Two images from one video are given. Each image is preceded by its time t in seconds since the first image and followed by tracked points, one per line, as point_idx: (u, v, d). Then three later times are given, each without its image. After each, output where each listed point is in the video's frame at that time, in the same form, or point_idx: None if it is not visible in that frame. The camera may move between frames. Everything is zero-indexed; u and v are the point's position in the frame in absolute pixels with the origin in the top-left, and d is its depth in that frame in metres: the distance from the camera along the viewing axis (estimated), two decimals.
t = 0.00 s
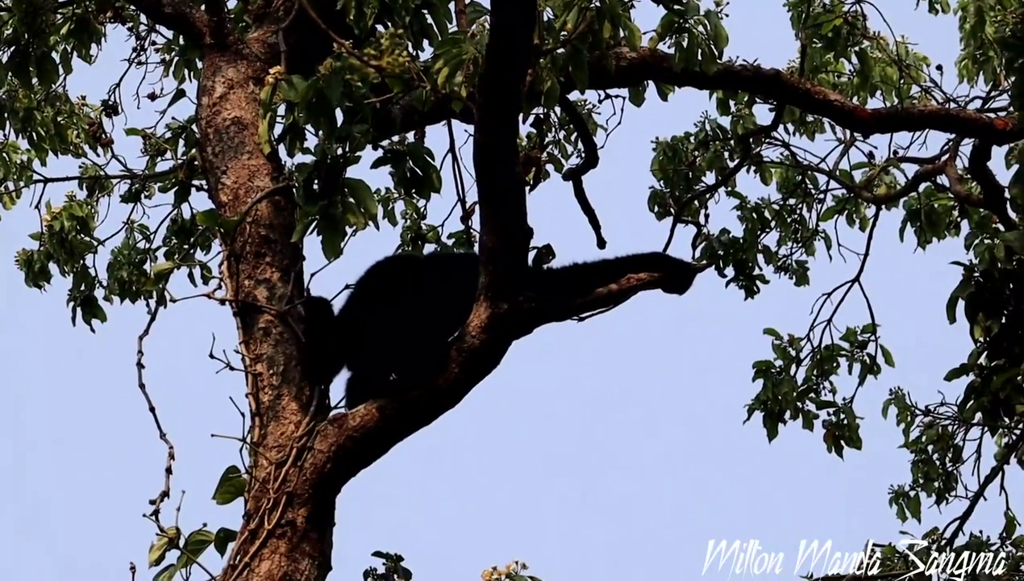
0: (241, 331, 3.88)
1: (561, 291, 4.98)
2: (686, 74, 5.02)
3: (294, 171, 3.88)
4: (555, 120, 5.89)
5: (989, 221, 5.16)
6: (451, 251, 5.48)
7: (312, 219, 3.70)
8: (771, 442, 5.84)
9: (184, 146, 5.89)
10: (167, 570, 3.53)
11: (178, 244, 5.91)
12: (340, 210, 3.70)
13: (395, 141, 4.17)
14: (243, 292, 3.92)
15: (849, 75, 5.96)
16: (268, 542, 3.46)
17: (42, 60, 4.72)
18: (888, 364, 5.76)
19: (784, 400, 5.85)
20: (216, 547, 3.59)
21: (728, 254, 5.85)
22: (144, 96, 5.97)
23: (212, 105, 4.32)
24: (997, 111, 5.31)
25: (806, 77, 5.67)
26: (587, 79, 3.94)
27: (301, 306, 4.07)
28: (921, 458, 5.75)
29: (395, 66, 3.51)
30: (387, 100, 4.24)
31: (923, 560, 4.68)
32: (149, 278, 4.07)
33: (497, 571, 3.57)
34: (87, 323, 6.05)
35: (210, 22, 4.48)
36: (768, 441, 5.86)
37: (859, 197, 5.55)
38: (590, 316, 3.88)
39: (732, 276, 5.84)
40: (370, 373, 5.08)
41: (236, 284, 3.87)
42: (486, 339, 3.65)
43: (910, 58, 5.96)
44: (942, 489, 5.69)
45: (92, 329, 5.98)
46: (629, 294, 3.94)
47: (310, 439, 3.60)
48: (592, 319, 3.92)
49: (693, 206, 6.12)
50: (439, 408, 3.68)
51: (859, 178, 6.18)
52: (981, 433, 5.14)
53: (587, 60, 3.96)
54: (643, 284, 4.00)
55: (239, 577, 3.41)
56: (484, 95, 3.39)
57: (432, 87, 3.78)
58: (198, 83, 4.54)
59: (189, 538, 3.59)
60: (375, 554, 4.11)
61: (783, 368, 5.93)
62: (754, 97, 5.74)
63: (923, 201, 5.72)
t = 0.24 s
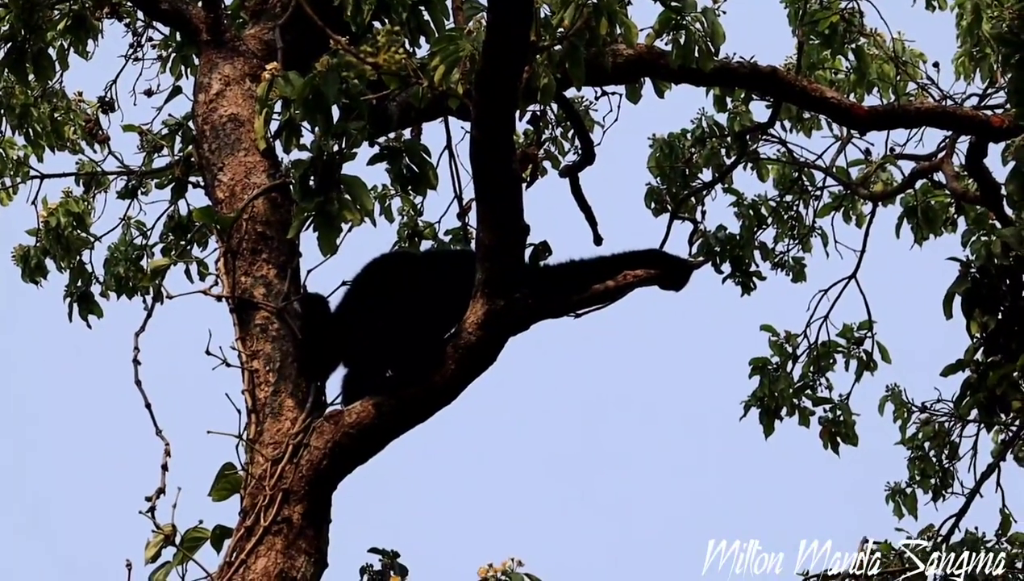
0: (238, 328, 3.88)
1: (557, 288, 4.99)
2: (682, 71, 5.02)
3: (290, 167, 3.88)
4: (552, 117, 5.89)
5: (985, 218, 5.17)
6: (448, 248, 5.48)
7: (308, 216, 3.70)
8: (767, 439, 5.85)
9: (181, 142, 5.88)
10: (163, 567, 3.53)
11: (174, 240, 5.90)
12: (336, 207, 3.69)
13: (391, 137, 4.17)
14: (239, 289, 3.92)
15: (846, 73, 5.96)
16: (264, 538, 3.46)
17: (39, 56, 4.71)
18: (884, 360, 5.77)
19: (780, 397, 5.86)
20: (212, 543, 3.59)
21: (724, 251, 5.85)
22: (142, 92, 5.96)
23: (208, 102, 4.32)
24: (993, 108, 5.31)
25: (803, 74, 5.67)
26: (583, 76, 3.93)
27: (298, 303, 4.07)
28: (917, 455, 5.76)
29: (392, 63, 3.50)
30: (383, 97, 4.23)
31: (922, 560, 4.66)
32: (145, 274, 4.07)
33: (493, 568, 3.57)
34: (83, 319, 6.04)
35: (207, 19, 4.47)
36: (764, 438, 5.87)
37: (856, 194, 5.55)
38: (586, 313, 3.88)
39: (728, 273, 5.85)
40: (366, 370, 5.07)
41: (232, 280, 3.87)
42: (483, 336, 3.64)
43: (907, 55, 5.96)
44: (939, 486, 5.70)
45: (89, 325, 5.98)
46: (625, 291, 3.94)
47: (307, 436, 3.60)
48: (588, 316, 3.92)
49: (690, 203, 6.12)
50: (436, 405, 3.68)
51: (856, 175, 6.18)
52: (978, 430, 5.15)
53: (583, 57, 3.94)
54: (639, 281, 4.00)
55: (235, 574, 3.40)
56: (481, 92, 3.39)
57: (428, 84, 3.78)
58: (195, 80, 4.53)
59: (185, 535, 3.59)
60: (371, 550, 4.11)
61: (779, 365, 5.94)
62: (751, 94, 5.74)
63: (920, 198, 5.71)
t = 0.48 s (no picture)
0: (233, 324, 3.88)
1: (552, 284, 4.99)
2: (677, 67, 5.02)
3: (285, 163, 3.87)
4: (547, 113, 5.89)
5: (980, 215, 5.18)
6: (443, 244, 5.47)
7: (303, 212, 3.70)
8: (762, 434, 5.86)
9: (176, 138, 5.87)
10: (158, 562, 3.53)
11: (170, 236, 5.90)
12: (330, 203, 3.69)
13: (385, 133, 4.16)
14: (234, 285, 3.91)
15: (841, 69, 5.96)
16: (259, 534, 3.46)
17: (34, 51, 4.70)
18: (879, 356, 5.78)
19: (776, 393, 5.87)
20: (207, 539, 3.59)
21: (720, 247, 5.86)
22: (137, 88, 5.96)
23: (203, 98, 4.32)
24: (988, 104, 5.32)
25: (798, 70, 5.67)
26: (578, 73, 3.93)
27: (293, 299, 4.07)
28: (912, 451, 5.77)
29: (387, 60, 3.58)
30: (378, 93, 4.23)
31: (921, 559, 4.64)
32: (140, 270, 4.06)
33: (488, 563, 3.56)
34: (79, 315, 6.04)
35: (201, 15, 4.46)
36: (759, 434, 5.88)
37: (851, 190, 5.56)
38: (581, 309, 3.89)
39: (724, 269, 5.86)
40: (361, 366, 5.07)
41: (227, 276, 3.87)
42: (478, 332, 3.65)
43: (902, 51, 5.96)
44: (933, 482, 5.71)
45: (84, 321, 5.98)
46: (620, 287, 3.94)
47: (302, 432, 3.61)
48: (583, 312, 3.92)
49: (685, 199, 6.13)
50: (431, 401, 3.68)
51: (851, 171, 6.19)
52: (973, 425, 5.16)
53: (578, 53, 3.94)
54: (634, 277, 4.00)
55: (230, 570, 3.41)
56: (476, 88, 3.39)
57: (423, 80, 3.78)
58: (190, 76, 4.53)
59: (180, 531, 3.59)
60: (366, 545, 4.12)
61: (774, 361, 5.95)
62: (746, 90, 5.75)
63: (915, 193, 5.70)
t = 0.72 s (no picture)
0: (229, 319, 3.88)
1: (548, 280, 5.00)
2: (673, 63, 5.02)
3: (281, 159, 3.87)
4: (543, 108, 5.89)
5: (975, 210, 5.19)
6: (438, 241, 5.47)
7: (299, 207, 3.70)
8: (759, 430, 5.87)
9: (172, 134, 5.87)
10: (154, 558, 3.54)
11: (166, 231, 5.90)
12: (327, 198, 3.69)
13: (381, 128, 4.16)
14: (230, 281, 3.91)
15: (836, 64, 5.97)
16: (255, 530, 3.47)
17: (30, 47, 4.69)
18: (875, 352, 5.79)
19: (772, 389, 5.88)
20: (203, 535, 3.59)
21: (716, 243, 5.87)
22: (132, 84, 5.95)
23: (199, 94, 4.32)
24: (984, 100, 5.33)
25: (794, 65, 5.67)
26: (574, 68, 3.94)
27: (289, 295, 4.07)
28: (909, 447, 5.79)
29: (381, 56, 3.49)
30: (374, 89, 4.23)
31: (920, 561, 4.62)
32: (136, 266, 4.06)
33: (483, 559, 3.55)
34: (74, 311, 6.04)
35: (197, 11, 4.46)
36: (756, 430, 5.89)
37: (847, 185, 5.57)
38: (577, 305, 3.89)
39: (720, 265, 5.86)
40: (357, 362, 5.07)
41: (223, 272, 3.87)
42: (474, 328, 3.65)
43: (898, 47, 5.97)
44: (930, 478, 5.72)
45: (80, 317, 5.98)
46: (616, 282, 3.95)
47: (298, 428, 3.61)
48: (579, 308, 3.92)
49: (680, 195, 6.13)
50: (427, 397, 3.69)
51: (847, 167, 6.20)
52: (969, 421, 5.17)
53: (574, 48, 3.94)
54: (630, 273, 4.01)
55: (227, 566, 3.41)
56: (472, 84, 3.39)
57: (419, 75, 3.79)
58: (186, 72, 4.53)
59: (176, 527, 3.60)
60: (361, 540, 4.12)
61: (770, 357, 5.96)
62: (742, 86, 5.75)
63: (910, 188, 5.72)
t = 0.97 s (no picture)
0: (223, 310, 3.88)
1: (541, 269, 5.00)
2: (667, 52, 5.02)
3: (275, 149, 3.87)
4: (537, 98, 5.89)
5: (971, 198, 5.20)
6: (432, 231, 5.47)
7: (293, 197, 3.69)
8: (753, 420, 5.88)
9: (166, 124, 5.86)
10: (149, 548, 3.54)
11: (160, 222, 5.89)
12: (321, 188, 3.69)
13: (375, 118, 4.16)
14: (224, 271, 3.91)
15: (830, 54, 5.97)
16: (249, 520, 3.47)
17: (23, 38, 4.68)
18: (869, 342, 5.81)
19: (766, 378, 5.89)
20: (197, 525, 3.60)
21: (710, 232, 5.88)
22: (126, 74, 5.94)
23: (193, 83, 4.31)
24: (978, 89, 5.33)
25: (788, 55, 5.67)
26: (568, 57, 3.91)
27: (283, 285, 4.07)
28: (903, 436, 5.80)
29: (374, 45, 3.46)
30: (368, 78, 4.22)
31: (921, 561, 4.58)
32: (130, 256, 4.06)
33: (478, 548, 3.55)
34: (69, 302, 6.04)
35: (190, 0, 4.45)
36: (750, 420, 5.90)
37: (841, 174, 5.57)
38: (571, 294, 3.89)
39: (714, 254, 5.87)
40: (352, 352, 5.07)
41: (218, 262, 3.86)
42: (468, 318, 3.65)
43: (892, 36, 5.97)
44: (924, 467, 5.74)
45: (74, 307, 5.97)
46: (610, 272, 3.95)
47: (292, 418, 3.61)
48: (573, 298, 3.93)
49: (674, 184, 6.14)
50: (421, 387, 3.69)
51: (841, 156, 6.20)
52: (963, 410, 5.18)
53: (569, 37, 3.93)
54: (624, 263, 4.01)
55: (220, 556, 3.42)
56: (465, 73, 3.39)
57: (413, 65, 3.79)
58: (179, 61, 4.52)
59: (171, 517, 3.60)
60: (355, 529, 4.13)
61: (764, 346, 5.97)
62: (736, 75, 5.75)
63: (904, 177, 5.74)
